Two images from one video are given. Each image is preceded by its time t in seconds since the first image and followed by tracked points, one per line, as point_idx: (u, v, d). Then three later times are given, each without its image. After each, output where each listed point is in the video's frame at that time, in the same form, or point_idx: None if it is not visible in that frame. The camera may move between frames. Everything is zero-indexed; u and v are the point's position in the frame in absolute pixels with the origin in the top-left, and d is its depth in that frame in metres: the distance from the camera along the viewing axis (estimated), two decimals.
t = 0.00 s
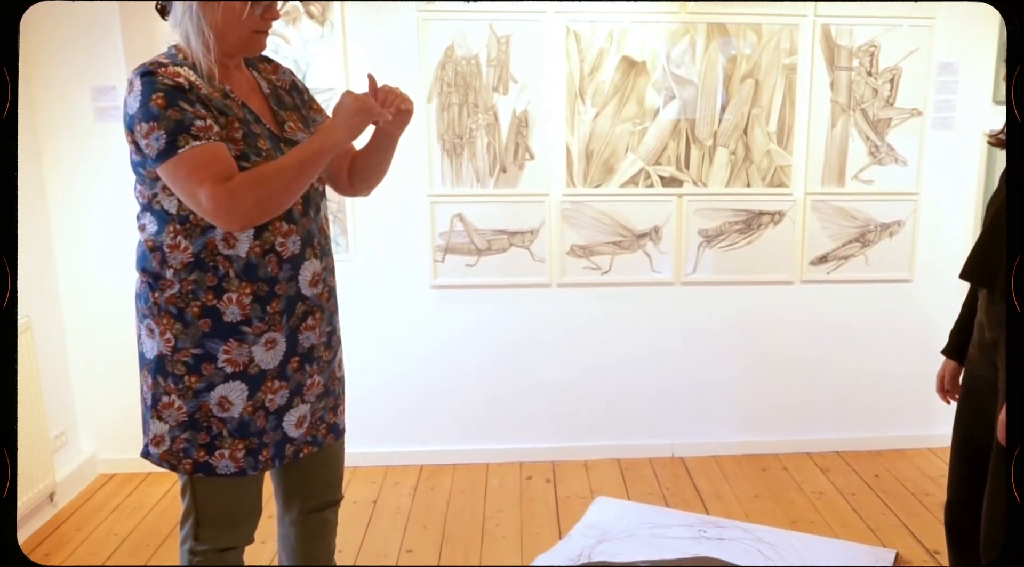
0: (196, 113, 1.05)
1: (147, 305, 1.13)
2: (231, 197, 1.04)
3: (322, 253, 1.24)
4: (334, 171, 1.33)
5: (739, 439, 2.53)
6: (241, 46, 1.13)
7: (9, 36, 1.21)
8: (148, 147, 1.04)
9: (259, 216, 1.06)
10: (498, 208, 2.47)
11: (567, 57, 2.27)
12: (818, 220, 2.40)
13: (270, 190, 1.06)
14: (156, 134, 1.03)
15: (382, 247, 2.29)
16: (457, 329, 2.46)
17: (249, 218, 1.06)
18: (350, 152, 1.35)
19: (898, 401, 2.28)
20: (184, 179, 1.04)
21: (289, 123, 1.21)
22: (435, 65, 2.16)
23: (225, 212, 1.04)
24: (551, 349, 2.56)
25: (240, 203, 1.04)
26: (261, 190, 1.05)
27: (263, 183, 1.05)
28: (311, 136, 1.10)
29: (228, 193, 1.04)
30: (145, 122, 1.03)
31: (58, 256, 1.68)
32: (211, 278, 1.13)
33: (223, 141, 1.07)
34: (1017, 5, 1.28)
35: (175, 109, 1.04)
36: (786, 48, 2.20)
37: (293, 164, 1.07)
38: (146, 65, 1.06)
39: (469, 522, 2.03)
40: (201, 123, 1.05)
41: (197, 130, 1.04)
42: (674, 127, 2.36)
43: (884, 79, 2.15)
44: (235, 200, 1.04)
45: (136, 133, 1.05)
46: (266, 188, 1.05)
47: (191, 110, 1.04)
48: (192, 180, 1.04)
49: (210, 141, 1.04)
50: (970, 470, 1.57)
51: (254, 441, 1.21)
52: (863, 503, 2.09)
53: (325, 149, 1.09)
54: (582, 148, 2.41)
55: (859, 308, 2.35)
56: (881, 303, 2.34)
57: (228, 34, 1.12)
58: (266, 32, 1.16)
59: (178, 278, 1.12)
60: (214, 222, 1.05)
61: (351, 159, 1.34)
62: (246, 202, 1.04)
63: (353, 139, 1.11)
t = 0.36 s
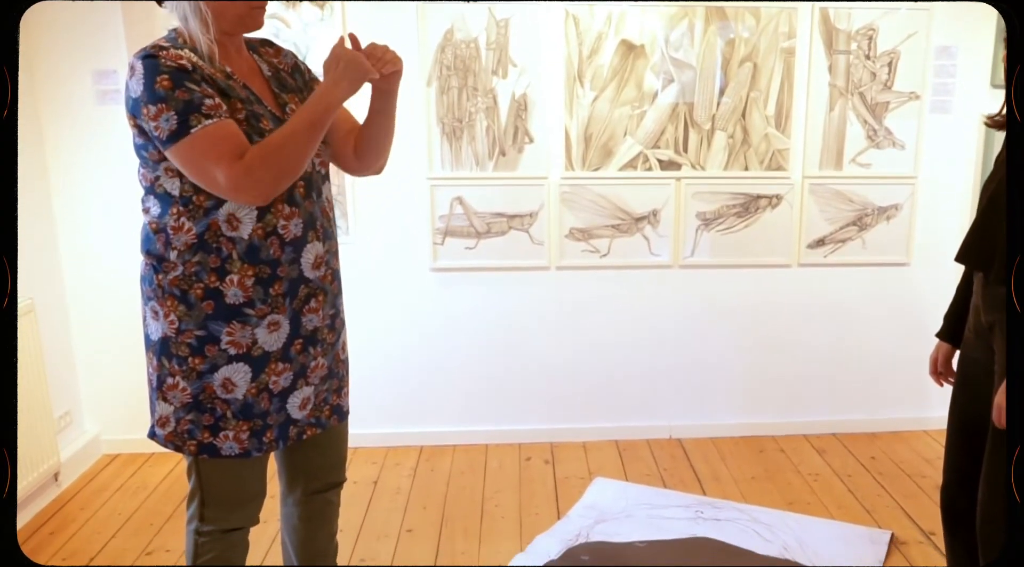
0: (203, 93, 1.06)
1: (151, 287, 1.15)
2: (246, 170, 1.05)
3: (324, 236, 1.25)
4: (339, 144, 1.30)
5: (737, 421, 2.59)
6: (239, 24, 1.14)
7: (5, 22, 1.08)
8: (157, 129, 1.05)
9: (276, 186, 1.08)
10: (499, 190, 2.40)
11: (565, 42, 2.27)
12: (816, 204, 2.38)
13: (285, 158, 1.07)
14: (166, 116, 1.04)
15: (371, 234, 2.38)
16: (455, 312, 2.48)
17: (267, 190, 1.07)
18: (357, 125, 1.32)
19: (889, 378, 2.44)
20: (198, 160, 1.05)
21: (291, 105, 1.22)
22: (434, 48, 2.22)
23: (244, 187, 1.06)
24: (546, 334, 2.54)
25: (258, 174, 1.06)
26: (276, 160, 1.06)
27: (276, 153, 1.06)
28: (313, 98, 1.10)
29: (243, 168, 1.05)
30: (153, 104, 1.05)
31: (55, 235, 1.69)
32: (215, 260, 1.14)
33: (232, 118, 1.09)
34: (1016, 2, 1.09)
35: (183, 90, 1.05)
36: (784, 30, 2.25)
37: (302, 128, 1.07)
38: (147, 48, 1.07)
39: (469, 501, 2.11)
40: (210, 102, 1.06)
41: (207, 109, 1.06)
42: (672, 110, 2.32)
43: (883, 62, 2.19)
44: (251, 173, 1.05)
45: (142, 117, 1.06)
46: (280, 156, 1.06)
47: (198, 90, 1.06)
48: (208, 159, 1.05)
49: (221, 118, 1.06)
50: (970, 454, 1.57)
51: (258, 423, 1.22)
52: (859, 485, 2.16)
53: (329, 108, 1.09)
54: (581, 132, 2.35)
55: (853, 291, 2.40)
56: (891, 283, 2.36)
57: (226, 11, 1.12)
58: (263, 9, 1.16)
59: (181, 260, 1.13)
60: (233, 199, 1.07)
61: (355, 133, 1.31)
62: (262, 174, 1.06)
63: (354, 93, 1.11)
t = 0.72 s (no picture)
0: (198, 64, 1.07)
1: (156, 271, 1.17)
2: (251, 124, 1.04)
3: (326, 213, 1.27)
4: (356, 98, 1.35)
5: (735, 402, 2.62)
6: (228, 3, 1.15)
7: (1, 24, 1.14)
8: (159, 107, 1.06)
9: (282, 137, 1.07)
10: (497, 172, 2.40)
11: (565, 23, 2.27)
12: (812, 186, 2.39)
13: (288, 110, 1.06)
14: (165, 92, 1.05)
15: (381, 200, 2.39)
16: (462, 290, 2.50)
17: (275, 142, 1.06)
18: (365, 72, 1.36)
19: (885, 361, 2.43)
20: (200, 127, 1.05)
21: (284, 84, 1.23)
22: (433, 31, 2.23)
23: (250, 143, 1.05)
24: (544, 317, 2.55)
25: (262, 129, 1.05)
26: (278, 111, 1.06)
27: (277, 103, 1.06)
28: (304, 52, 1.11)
29: (247, 124, 1.04)
30: (151, 83, 1.06)
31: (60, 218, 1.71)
32: (217, 242, 1.15)
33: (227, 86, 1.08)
34: None
35: (177, 64, 1.05)
36: (782, 13, 2.25)
37: (301, 79, 1.07)
38: (138, 32, 1.07)
39: (469, 481, 2.16)
40: (204, 72, 1.07)
41: (203, 78, 1.06)
42: (670, 93, 2.33)
43: (881, 45, 2.17)
44: (256, 126, 1.04)
45: (142, 98, 1.07)
46: (283, 109, 1.06)
47: (192, 61, 1.07)
48: (209, 123, 1.04)
49: (218, 85, 1.06)
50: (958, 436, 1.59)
51: (267, 403, 1.24)
52: (856, 465, 2.20)
53: (326, 56, 1.09)
54: (580, 114, 2.35)
55: (853, 274, 2.41)
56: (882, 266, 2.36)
57: None
58: None
59: (185, 243, 1.14)
60: (242, 157, 1.05)
61: (367, 81, 1.34)
62: (267, 125, 1.05)
63: (349, 43, 1.11)
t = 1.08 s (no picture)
0: (192, 48, 1.10)
1: (160, 250, 1.22)
2: (246, 112, 1.08)
3: (326, 190, 1.32)
4: (353, 78, 1.36)
5: (730, 379, 2.63)
6: None
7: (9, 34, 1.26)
8: (155, 91, 1.10)
9: (277, 122, 1.12)
10: (493, 151, 2.37)
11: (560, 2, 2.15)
12: (807, 165, 2.39)
13: (282, 96, 1.10)
14: (160, 76, 1.09)
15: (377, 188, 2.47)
16: (466, 267, 2.59)
17: (269, 127, 1.11)
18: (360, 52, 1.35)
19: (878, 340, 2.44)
20: (196, 112, 1.09)
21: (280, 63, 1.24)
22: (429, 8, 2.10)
23: (245, 129, 1.10)
24: (529, 282, 2.62)
25: (257, 115, 1.10)
26: (272, 98, 1.10)
27: (271, 90, 1.09)
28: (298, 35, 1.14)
29: (242, 111, 1.09)
30: (147, 67, 1.09)
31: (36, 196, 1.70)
32: (218, 222, 1.20)
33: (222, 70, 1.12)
34: (1017, 4, 1.30)
35: (171, 48, 1.09)
36: None
37: (295, 65, 1.11)
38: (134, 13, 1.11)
39: (465, 460, 2.20)
40: (199, 56, 1.11)
41: (197, 62, 1.10)
42: (666, 73, 2.20)
43: (876, 24, 2.07)
44: (251, 114, 1.09)
45: (138, 82, 1.11)
46: (277, 95, 1.10)
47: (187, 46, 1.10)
48: (206, 109, 1.09)
49: (213, 70, 1.10)
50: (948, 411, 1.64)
51: (272, 379, 1.30)
52: (849, 444, 2.20)
53: (319, 42, 1.12)
54: (575, 94, 2.28)
55: (851, 249, 2.41)
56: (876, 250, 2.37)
57: None
58: None
59: (187, 223, 1.19)
60: (238, 142, 1.10)
61: (362, 62, 1.34)
62: (261, 111, 1.09)
63: (343, 28, 1.14)
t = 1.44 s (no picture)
0: (187, 30, 1.12)
1: (158, 229, 1.23)
2: (238, 95, 1.10)
3: (322, 169, 1.32)
4: (351, 58, 1.36)
5: (724, 358, 2.67)
6: None
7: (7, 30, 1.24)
8: (150, 73, 1.12)
9: (271, 107, 1.13)
10: (490, 131, 2.38)
11: None
12: (802, 145, 2.33)
13: (276, 80, 1.11)
14: (155, 58, 1.10)
15: (372, 166, 2.45)
16: (468, 245, 2.56)
17: (262, 111, 1.12)
18: (357, 29, 1.35)
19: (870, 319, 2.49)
20: (190, 94, 1.11)
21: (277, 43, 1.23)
22: None
23: (238, 113, 1.11)
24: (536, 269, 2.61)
25: (250, 99, 1.11)
26: (265, 81, 1.11)
27: (264, 74, 1.11)
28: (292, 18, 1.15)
29: (235, 94, 1.10)
30: (141, 48, 1.11)
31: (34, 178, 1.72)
32: (215, 201, 1.21)
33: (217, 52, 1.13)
34: (1018, 3, 1.31)
35: (166, 29, 1.10)
36: None
37: (289, 49, 1.11)
38: None
39: (461, 437, 2.23)
40: (194, 37, 1.12)
41: (192, 44, 1.11)
42: (661, 53, 2.23)
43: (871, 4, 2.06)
44: (244, 97, 1.10)
45: (133, 62, 1.12)
46: (270, 79, 1.11)
47: (181, 27, 1.11)
48: (199, 92, 1.10)
49: (207, 52, 1.12)
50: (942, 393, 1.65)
51: (269, 357, 1.32)
52: (842, 422, 2.27)
53: (313, 27, 1.12)
54: (571, 73, 2.31)
55: (843, 231, 2.42)
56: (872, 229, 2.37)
57: None
58: None
59: (184, 202, 1.20)
60: (232, 126, 1.12)
61: (360, 40, 1.34)
62: (254, 95, 1.11)
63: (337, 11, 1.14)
